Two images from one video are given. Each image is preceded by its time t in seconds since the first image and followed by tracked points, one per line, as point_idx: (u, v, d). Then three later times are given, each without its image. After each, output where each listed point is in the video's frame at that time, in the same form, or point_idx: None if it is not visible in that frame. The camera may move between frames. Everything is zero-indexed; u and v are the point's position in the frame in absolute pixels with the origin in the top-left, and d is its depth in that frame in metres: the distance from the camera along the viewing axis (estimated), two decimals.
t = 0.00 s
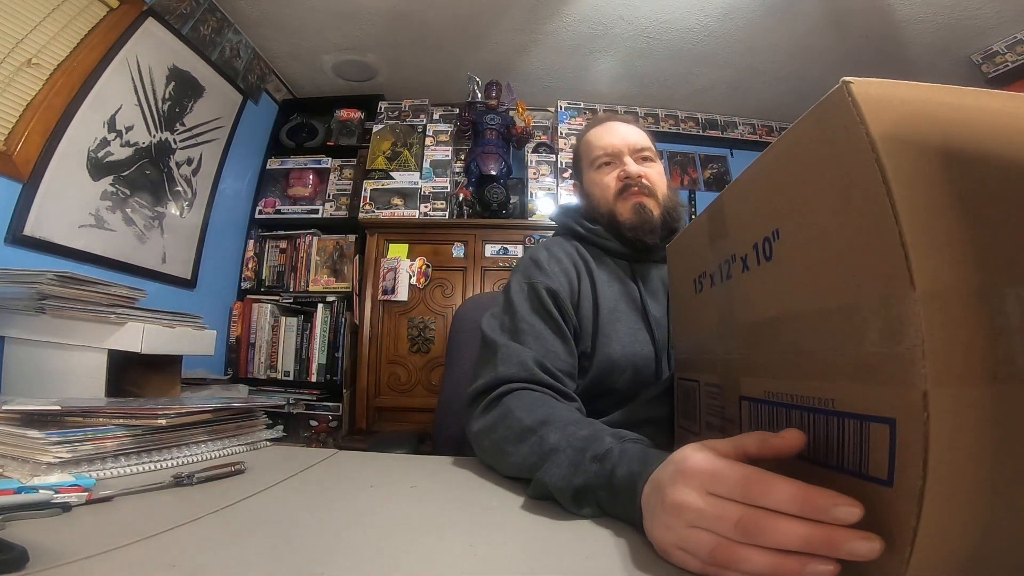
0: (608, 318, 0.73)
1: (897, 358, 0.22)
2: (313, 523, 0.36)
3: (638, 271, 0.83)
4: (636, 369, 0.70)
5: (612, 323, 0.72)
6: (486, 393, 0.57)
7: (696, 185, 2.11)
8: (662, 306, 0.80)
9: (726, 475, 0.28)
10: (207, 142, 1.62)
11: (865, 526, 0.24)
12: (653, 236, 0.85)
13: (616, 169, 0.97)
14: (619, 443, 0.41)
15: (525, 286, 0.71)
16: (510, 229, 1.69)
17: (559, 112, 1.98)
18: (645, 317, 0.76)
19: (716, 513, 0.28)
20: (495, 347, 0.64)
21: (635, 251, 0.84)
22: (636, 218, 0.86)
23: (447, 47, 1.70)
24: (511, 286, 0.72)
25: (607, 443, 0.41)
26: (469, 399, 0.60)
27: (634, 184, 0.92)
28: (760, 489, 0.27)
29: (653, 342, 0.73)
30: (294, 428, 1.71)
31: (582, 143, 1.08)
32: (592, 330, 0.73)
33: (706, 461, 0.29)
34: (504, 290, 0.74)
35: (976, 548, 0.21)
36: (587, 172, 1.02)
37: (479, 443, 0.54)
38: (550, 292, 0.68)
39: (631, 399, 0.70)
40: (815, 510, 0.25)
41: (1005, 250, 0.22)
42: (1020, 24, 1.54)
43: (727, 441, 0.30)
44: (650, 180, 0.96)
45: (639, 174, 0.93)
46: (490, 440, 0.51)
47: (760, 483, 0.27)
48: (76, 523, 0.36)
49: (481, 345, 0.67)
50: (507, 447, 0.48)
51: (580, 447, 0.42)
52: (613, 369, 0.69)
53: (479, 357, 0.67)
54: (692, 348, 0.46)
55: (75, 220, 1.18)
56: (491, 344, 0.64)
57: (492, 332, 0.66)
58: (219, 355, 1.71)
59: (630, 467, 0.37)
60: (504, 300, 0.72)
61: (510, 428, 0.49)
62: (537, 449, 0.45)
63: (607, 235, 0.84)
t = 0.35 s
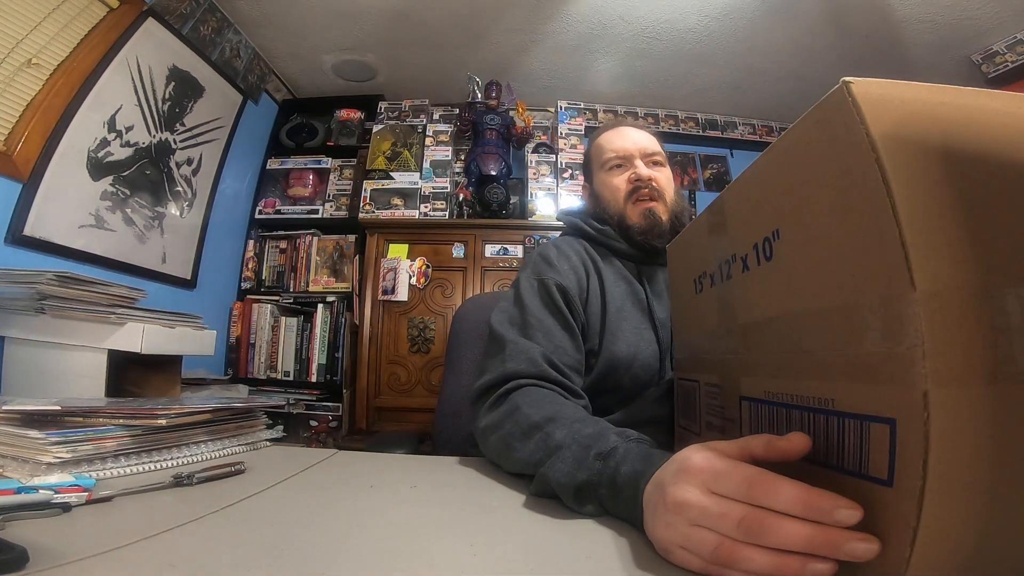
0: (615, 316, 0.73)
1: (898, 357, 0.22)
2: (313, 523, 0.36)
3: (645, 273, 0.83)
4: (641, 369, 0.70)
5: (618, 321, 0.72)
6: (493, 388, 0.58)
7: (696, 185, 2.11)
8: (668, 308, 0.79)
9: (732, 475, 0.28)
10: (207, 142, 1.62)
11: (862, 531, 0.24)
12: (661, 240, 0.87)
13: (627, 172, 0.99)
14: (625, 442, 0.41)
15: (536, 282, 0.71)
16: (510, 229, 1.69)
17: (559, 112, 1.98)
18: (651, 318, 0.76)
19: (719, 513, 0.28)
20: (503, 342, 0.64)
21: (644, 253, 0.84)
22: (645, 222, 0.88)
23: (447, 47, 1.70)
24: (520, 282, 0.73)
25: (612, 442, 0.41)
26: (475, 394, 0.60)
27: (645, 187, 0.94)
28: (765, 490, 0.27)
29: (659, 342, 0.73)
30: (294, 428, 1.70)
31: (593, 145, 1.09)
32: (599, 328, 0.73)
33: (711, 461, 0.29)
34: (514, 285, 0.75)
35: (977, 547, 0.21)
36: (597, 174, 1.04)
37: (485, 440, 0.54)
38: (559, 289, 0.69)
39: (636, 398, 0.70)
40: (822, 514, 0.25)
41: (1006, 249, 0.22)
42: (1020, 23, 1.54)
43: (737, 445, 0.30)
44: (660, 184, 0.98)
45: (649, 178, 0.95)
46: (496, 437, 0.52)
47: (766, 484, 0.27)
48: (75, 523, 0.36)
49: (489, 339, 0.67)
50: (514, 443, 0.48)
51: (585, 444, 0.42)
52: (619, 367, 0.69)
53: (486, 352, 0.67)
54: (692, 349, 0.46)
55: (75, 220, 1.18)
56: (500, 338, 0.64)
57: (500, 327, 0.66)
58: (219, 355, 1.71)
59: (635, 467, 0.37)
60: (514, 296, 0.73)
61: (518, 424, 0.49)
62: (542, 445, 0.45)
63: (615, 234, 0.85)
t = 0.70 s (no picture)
0: (616, 315, 0.73)
1: (899, 357, 0.22)
2: (313, 523, 0.36)
3: (647, 274, 0.83)
4: (643, 368, 0.70)
5: (620, 320, 0.73)
6: (497, 384, 0.58)
7: (696, 185, 2.12)
8: (669, 309, 0.79)
9: (733, 475, 0.28)
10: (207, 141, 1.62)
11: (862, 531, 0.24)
12: (665, 241, 0.87)
13: (633, 174, 0.99)
14: (627, 441, 0.41)
15: (540, 280, 0.72)
16: (510, 229, 1.69)
17: (559, 112, 1.98)
18: (652, 318, 0.76)
19: (720, 513, 0.27)
20: (507, 339, 0.64)
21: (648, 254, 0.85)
22: (650, 223, 0.88)
23: (447, 46, 1.70)
24: (524, 279, 0.73)
25: (614, 441, 0.41)
26: (478, 391, 0.60)
27: (652, 188, 0.95)
28: (766, 491, 0.27)
29: (660, 343, 0.73)
30: (294, 428, 1.70)
31: (600, 148, 1.09)
32: (601, 326, 0.73)
33: (712, 462, 0.29)
34: (518, 282, 0.75)
35: (976, 547, 0.21)
36: (603, 175, 1.04)
37: (488, 436, 0.54)
38: (563, 287, 0.70)
39: (637, 397, 0.69)
40: (822, 515, 0.25)
41: (1006, 250, 0.22)
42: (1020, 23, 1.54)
43: (738, 446, 0.30)
44: (665, 187, 0.98)
45: (656, 180, 0.95)
46: (499, 433, 0.51)
47: (767, 485, 0.27)
48: (75, 523, 0.36)
49: (493, 336, 0.68)
50: (516, 440, 0.48)
51: (587, 443, 0.42)
52: (621, 365, 0.69)
53: (491, 348, 0.67)
54: (691, 349, 0.46)
55: (75, 220, 1.18)
56: (504, 334, 0.65)
57: (505, 323, 0.66)
58: (219, 355, 1.71)
59: (636, 467, 0.37)
60: (518, 293, 0.73)
61: (521, 421, 0.49)
62: (544, 443, 0.45)
63: (619, 235, 0.85)
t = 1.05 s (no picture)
0: (624, 311, 0.73)
1: (898, 358, 0.22)
2: (313, 523, 0.36)
3: (653, 273, 0.83)
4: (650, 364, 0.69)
5: (627, 316, 0.72)
6: (505, 377, 0.58)
7: (696, 185, 2.12)
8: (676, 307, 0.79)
9: (737, 477, 0.28)
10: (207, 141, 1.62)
11: (863, 531, 0.24)
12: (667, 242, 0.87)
13: (636, 177, 0.99)
14: (633, 438, 0.41)
15: (548, 275, 0.72)
16: (510, 229, 1.69)
17: (559, 112, 1.98)
18: (660, 315, 0.76)
19: (722, 513, 0.27)
20: (515, 332, 0.64)
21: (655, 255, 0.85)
22: (653, 226, 0.88)
23: (447, 46, 1.70)
24: (534, 274, 0.73)
25: (619, 438, 0.41)
26: (486, 385, 0.60)
27: (655, 192, 0.94)
28: (771, 493, 0.27)
29: (668, 339, 0.72)
30: (294, 428, 1.71)
31: (604, 151, 1.09)
32: (609, 322, 0.73)
33: (716, 462, 0.29)
34: (527, 277, 0.76)
35: (975, 547, 0.21)
36: (607, 178, 1.04)
37: (496, 430, 0.54)
38: (572, 281, 0.70)
39: (644, 393, 0.69)
40: (823, 518, 0.25)
41: (1006, 250, 0.22)
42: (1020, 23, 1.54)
43: (741, 448, 0.30)
44: (668, 190, 0.98)
45: (658, 183, 0.95)
46: (508, 426, 0.51)
47: (772, 487, 0.27)
48: (75, 523, 0.36)
49: (502, 330, 0.68)
50: (524, 433, 0.48)
51: (592, 439, 0.42)
52: (628, 360, 0.68)
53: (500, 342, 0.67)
54: (692, 349, 0.46)
55: (75, 220, 1.18)
56: (514, 327, 0.65)
57: (514, 316, 0.67)
58: (219, 354, 1.71)
59: (639, 466, 0.37)
60: (526, 288, 0.73)
61: (528, 414, 0.49)
62: (551, 437, 0.45)
63: (624, 235, 0.85)
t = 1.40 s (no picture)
0: (627, 309, 0.73)
1: (897, 358, 0.22)
2: (312, 523, 0.35)
3: (655, 272, 0.83)
4: (652, 361, 0.69)
5: (630, 314, 0.72)
6: (508, 374, 0.58)
7: (696, 185, 2.12)
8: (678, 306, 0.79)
9: (739, 478, 0.28)
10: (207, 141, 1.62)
11: (862, 530, 0.24)
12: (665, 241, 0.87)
13: (634, 178, 0.99)
14: (636, 439, 0.40)
15: (551, 273, 0.72)
16: (510, 229, 1.69)
17: (559, 112, 1.98)
18: (663, 313, 0.75)
19: (722, 513, 0.27)
20: (518, 329, 0.65)
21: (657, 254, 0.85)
22: (650, 225, 0.88)
23: (447, 46, 1.70)
24: (537, 271, 0.74)
25: (621, 437, 0.41)
26: (489, 382, 0.61)
27: (650, 192, 0.94)
28: (774, 495, 0.27)
29: (670, 337, 0.72)
30: (294, 428, 1.70)
31: (603, 153, 1.10)
32: (611, 320, 0.73)
33: (719, 462, 0.29)
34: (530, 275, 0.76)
35: (974, 548, 0.21)
36: (607, 180, 1.04)
37: (499, 427, 0.54)
38: (575, 278, 0.70)
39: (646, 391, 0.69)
40: (824, 519, 0.25)
41: (1006, 251, 0.22)
42: (1021, 23, 1.54)
43: (743, 449, 0.30)
44: (665, 189, 0.97)
45: (654, 183, 0.95)
46: (510, 423, 0.52)
47: (775, 489, 0.27)
48: (74, 523, 0.36)
49: (505, 327, 0.68)
50: (526, 431, 0.48)
51: (594, 438, 0.42)
52: (630, 357, 0.68)
53: (504, 339, 0.67)
54: (692, 348, 0.46)
55: (75, 220, 1.18)
56: (517, 325, 0.65)
57: (517, 314, 0.67)
58: (219, 354, 1.71)
59: (640, 465, 0.37)
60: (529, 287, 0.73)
61: (531, 411, 0.49)
62: (553, 434, 0.45)
63: (626, 234, 0.85)
